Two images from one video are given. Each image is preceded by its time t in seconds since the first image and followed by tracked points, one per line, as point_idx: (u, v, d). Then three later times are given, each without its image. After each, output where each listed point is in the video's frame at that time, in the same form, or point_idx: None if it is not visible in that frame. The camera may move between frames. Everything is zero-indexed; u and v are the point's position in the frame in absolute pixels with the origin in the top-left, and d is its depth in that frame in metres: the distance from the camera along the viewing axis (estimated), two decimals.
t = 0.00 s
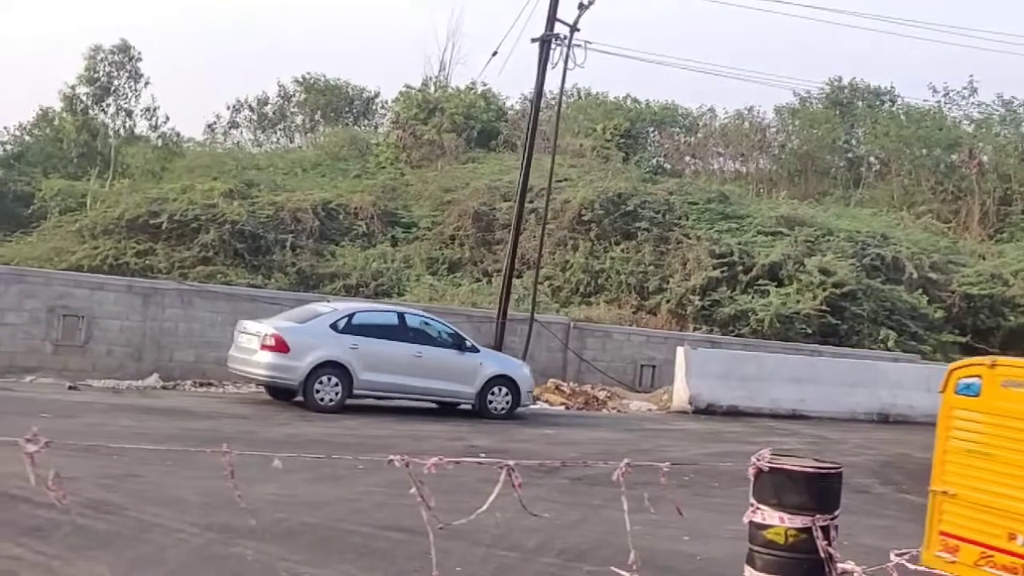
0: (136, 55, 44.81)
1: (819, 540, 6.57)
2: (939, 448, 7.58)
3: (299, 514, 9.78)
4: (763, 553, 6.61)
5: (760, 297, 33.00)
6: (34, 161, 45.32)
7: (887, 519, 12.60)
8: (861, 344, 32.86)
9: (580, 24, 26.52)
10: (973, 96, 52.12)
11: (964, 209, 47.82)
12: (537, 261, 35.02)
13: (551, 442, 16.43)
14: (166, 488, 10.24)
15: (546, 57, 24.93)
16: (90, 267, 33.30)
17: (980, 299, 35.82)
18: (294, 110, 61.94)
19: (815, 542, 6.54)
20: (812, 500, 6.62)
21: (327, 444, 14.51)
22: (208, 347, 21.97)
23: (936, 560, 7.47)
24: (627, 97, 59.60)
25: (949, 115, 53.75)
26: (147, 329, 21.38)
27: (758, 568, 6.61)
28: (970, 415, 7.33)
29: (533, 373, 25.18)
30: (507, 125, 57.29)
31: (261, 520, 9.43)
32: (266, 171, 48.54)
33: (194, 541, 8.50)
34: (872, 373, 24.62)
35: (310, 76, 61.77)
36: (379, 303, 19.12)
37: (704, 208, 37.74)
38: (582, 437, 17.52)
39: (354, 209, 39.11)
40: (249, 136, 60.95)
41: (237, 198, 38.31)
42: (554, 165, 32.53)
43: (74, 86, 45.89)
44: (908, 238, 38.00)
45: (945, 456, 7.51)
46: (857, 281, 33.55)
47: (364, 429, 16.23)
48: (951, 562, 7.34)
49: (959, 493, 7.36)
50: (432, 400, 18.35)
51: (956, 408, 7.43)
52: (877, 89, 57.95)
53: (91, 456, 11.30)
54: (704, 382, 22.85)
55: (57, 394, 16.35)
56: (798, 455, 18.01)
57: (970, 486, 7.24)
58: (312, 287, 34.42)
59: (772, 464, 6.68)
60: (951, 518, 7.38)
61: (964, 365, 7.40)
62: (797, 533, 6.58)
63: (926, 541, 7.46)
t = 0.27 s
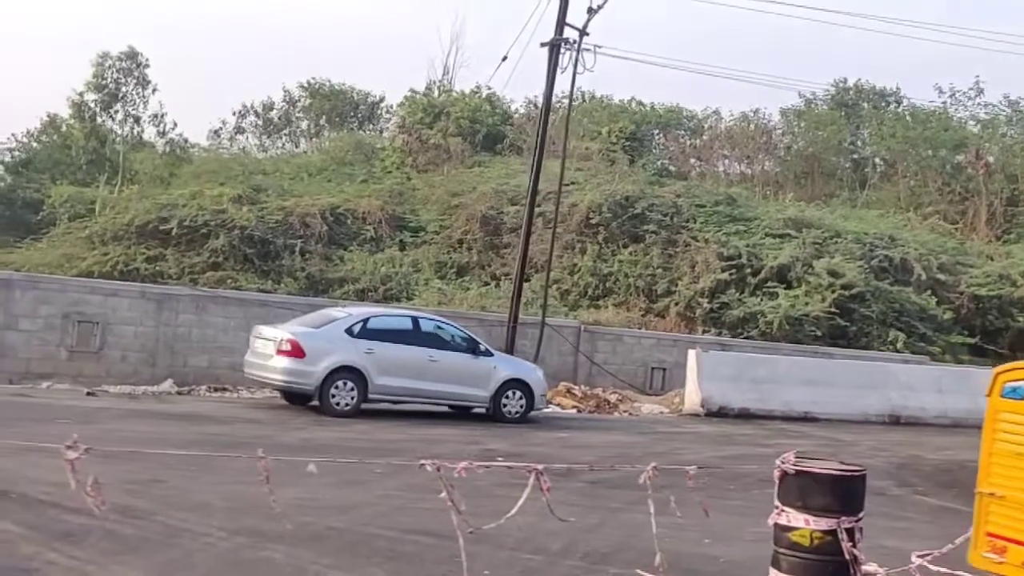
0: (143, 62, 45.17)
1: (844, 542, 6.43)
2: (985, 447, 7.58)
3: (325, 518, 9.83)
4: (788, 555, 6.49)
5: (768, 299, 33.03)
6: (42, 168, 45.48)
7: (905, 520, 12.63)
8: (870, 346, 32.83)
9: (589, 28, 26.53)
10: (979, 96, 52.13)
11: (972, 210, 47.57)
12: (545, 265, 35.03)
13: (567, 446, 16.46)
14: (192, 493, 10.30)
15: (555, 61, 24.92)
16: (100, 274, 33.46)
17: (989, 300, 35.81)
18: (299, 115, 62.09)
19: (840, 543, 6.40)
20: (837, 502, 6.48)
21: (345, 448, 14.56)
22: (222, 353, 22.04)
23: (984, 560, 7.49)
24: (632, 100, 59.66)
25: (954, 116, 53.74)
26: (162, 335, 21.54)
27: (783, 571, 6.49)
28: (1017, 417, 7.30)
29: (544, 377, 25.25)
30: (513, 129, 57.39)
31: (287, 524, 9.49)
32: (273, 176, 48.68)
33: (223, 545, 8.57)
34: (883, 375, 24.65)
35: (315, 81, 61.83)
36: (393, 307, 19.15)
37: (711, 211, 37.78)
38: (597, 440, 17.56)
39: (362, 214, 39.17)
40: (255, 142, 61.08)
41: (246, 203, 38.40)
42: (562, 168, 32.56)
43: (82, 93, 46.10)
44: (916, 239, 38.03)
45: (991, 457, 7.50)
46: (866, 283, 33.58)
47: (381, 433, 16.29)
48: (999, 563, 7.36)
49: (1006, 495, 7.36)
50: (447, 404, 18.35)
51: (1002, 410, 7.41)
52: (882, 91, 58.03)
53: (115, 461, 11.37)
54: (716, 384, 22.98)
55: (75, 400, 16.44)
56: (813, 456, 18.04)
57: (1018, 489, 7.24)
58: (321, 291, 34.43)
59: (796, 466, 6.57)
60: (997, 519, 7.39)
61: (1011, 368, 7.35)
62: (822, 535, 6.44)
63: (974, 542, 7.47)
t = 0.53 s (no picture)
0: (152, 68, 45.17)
1: (868, 542, 6.01)
2: None
3: (349, 521, 9.93)
4: (813, 556, 6.07)
5: (777, 299, 33.12)
6: (50, 173, 45.63)
7: (923, 519, 12.69)
8: (879, 345, 32.88)
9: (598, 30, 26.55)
10: (984, 95, 52.18)
11: (979, 209, 47.62)
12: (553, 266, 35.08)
13: (582, 447, 16.53)
14: (217, 497, 10.41)
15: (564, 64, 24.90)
16: (110, 278, 33.58)
17: (997, 299, 35.83)
18: (305, 119, 62.23)
19: (863, 543, 5.98)
20: (862, 502, 6.08)
21: (362, 450, 14.67)
22: (235, 356, 22.32)
23: None
24: (637, 102, 59.73)
25: (960, 115, 53.77)
26: (175, 339, 21.82)
27: (807, 572, 6.07)
28: None
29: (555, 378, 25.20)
30: (518, 131, 57.48)
31: (312, 527, 9.58)
32: (279, 179, 48.80)
33: (251, 548, 8.67)
34: (894, 375, 24.68)
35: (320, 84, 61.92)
36: (408, 310, 19.19)
37: (719, 212, 37.84)
38: (611, 441, 17.64)
39: (370, 217, 39.22)
40: (260, 146, 61.25)
41: (254, 208, 38.51)
42: (571, 170, 32.62)
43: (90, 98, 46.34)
44: (923, 238, 38.09)
45: None
46: (875, 282, 33.66)
47: (396, 435, 16.38)
48: None
49: None
50: (461, 406, 18.39)
51: None
52: (887, 90, 58.09)
53: (139, 466, 11.48)
54: (727, 386, 23.04)
55: (93, 405, 16.57)
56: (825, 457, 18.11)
57: None
58: (330, 295, 34.48)
59: (818, 468, 6.19)
60: None
61: None
62: (845, 535, 6.03)
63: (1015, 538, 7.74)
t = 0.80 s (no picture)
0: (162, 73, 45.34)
1: (894, 543, 5.78)
2: None
3: (374, 524, 10.00)
4: (837, 556, 5.84)
5: (789, 300, 33.19)
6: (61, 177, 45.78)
7: (942, 518, 12.73)
8: (890, 345, 32.94)
9: (609, 32, 26.57)
10: (993, 94, 52.19)
11: (988, 208, 47.64)
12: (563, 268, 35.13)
13: (599, 449, 16.60)
14: (243, 500, 10.49)
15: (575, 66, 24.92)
16: (122, 283, 33.71)
17: (1008, 299, 35.86)
18: (312, 123, 62.33)
19: (888, 543, 5.76)
20: (887, 502, 5.87)
21: (381, 453, 14.74)
22: (250, 360, 22.42)
23: None
24: (644, 103, 59.78)
25: (969, 114, 53.78)
26: (190, 343, 21.92)
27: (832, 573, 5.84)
28: None
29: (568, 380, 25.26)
30: (526, 133, 57.55)
31: (339, 530, 9.65)
32: (288, 183, 48.90)
33: (280, 551, 8.75)
34: (907, 374, 24.71)
35: (327, 88, 62.04)
36: (423, 313, 19.25)
37: (729, 212, 37.89)
38: (627, 442, 17.69)
39: (380, 220, 39.30)
40: (268, 149, 61.39)
41: (265, 211, 38.63)
42: (582, 172, 32.68)
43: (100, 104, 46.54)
44: (933, 237, 38.13)
45: None
46: (886, 283, 33.72)
47: (414, 437, 16.44)
48: None
49: None
50: (477, 408, 18.45)
51: None
52: (896, 89, 58.12)
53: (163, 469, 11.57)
54: (740, 387, 23.09)
55: (112, 410, 16.67)
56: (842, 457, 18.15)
57: None
58: (342, 298, 34.55)
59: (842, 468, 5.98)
60: None
61: None
62: (871, 536, 5.81)
63: None
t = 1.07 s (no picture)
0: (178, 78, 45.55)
1: (925, 542, 6.06)
2: None
3: (406, 526, 10.07)
4: (870, 555, 6.12)
5: (806, 301, 33.21)
6: (77, 182, 45.96)
7: (967, 519, 12.77)
8: (908, 346, 32.95)
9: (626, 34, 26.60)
10: (1009, 94, 52.13)
11: (1004, 208, 47.57)
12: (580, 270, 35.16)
13: (622, 451, 16.66)
14: (274, 504, 10.57)
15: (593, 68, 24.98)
16: (141, 287, 33.87)
17: None
18: (326, 126, 62.45)
19: (920, 543, 6.03)
20: (919, 502, 6.11)
21: (407, 456, 14.80)
22: (271, 363, 22.52)
23: None
24: (658, 105, 59.80)
25: (984, 114, 53.71)
26: (212, 347, 22.03)
27: (863, 571, 6.13)
28: None
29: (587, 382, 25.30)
30: (540, 136, 57.59)
31: (372, 532, 9.72)
32: (303, 187, 49.00)
33: (315, 553, 8.83)
34: (927, 374, 24.71)
35: (341, 91, 62.14)
36: (444, 316, 19.31)
37: (745, 214, 37.89)
38: (650, 444, 17.72)
39: (396, 223, 39.37)
40: (282, 153, 61.53)
41: (282, 215, 38.75)
42: (599, 174, 32.71)
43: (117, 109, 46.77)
44: (950, 237, 38.10)
45: None
46: (903, 283, 33.73)
47: (438, 440, 16.50)
48: None
49: None
50: (499, 411, 18.50)
51: None
52: (910, 89, 58.09)
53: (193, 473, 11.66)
54: (760, 388, 23.13)
55: (137, 414, 16.77)
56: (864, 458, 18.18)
57: None
58: (359, 301, 34.61)
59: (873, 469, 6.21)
60: None
61: None
62: (902, 536, 6.09)
63: None
